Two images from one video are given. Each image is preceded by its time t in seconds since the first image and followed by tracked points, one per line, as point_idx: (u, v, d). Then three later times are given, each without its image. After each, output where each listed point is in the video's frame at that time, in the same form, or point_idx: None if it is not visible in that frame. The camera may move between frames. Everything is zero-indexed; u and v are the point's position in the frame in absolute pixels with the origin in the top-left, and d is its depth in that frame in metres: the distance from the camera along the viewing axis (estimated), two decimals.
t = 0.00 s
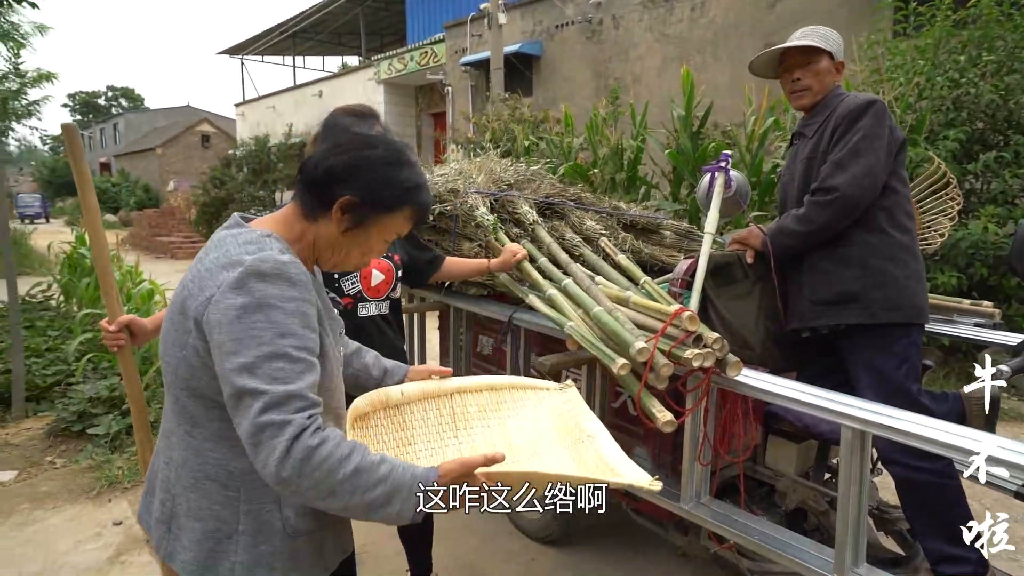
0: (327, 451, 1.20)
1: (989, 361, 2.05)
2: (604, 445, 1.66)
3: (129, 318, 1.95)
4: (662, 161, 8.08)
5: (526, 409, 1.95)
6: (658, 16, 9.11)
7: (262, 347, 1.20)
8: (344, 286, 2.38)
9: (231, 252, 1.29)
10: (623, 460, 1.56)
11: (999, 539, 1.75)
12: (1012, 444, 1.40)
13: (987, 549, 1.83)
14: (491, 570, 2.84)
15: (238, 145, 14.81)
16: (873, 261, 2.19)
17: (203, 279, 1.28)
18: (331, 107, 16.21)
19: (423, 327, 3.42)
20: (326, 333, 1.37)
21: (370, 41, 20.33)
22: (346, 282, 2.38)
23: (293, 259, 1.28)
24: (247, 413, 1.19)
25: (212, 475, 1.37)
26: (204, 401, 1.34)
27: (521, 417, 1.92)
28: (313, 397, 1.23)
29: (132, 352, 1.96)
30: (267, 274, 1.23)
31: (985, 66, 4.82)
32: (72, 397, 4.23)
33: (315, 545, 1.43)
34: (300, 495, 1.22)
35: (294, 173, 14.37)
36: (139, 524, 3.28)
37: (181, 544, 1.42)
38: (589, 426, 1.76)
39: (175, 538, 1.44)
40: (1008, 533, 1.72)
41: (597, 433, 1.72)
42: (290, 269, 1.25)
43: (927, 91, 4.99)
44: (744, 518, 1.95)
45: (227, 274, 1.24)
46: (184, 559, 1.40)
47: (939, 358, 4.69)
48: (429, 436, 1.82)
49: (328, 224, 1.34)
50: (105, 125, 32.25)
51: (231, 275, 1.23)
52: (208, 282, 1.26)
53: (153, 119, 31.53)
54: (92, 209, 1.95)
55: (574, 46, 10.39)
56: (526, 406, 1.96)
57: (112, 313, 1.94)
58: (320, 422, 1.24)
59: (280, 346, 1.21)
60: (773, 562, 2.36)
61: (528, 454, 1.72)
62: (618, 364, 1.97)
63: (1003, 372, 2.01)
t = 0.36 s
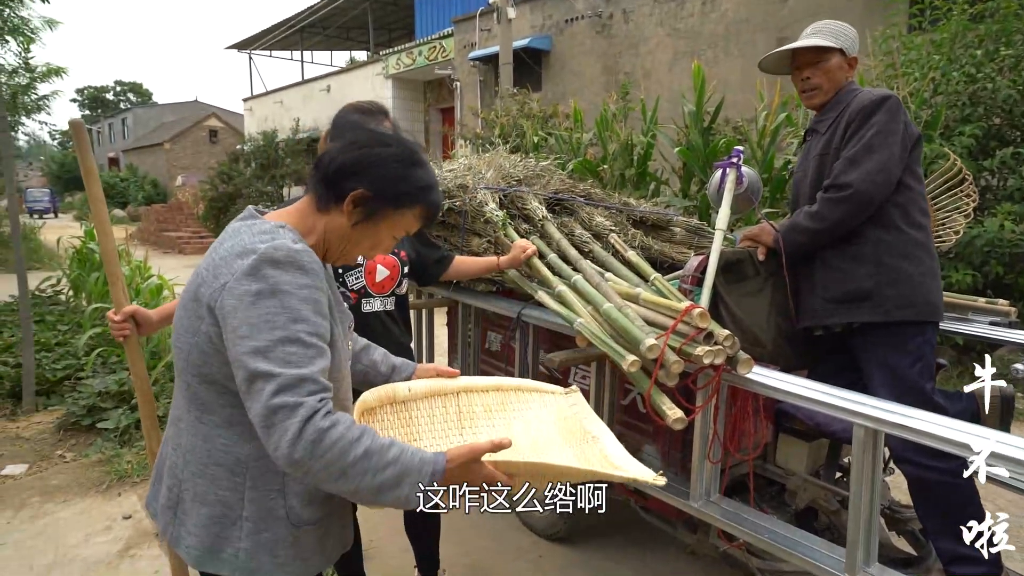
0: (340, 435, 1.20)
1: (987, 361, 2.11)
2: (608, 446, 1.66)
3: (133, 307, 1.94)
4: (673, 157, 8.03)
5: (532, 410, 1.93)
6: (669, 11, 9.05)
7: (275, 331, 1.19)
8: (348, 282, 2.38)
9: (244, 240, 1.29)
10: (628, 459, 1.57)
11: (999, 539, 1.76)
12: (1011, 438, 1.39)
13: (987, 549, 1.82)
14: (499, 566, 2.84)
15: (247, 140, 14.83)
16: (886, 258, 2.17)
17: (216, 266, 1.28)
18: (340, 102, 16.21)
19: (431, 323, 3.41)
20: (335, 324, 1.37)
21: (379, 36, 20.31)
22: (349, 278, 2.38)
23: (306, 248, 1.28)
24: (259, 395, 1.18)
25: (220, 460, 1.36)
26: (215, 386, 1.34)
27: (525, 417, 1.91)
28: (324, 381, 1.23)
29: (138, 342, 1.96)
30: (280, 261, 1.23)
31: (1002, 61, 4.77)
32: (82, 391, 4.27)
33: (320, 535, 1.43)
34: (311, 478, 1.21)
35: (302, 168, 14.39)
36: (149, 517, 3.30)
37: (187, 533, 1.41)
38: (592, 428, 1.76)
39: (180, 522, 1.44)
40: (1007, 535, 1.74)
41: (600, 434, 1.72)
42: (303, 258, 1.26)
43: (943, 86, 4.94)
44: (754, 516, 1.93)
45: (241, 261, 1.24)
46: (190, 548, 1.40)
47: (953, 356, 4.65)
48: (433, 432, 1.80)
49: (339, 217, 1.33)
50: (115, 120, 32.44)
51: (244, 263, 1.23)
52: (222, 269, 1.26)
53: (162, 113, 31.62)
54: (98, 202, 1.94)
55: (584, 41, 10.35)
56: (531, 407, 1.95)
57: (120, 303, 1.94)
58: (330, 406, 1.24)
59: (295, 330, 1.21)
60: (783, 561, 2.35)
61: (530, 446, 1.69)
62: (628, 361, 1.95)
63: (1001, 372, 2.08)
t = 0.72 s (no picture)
0: (339, 431, 1.19)
1: (987, 361, 2.10)
2: (602, 464, 1.70)
3: (139, 305, 1.94)
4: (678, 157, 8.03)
5: (529, 421, 1.95)
6: (675, 11, 9.04)
7: (280, 324, 1.20)
8: (351, 281, 2.38)
9: (255, 234, 1.29)
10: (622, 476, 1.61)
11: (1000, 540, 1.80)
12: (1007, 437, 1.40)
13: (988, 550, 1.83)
14: (504, 566, 2.84)
15: (252, 139, 14.87)
16: (894, 260, 2.16)
17: (227, 259, 1.29)
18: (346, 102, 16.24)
19: (437, 323, 3.41)
20: (342, 321, 1.36)
21: (385, 35, 20.35)
22: (353, 277, 2.38)
23: (314, 244, 1.28)
24: (263, 387, 1.19)
25: (227, 451, 1.36)
26: (222, 377, 1.34)
27: (521, 427, 1.91)
28: (327, 377, 1.23)
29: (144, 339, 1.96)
30: (288, 256, 1.23)
31: (1011, 60, 4.74)
32: (89, 389, 4.29)
33: (322, 529, 1.41)
34: (310, 472, 1.21)
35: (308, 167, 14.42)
36: (155, 515, 3.31)
37: (193, 521, 1.42)
38: (588, 445, 1.82)
39: (188, 513, 1.44)
40: (1007, 534, 1.79)
41: (595, 453, 1.77)
42: (310, 254, 1.26)
43: (951, 86, 4.92)
44: (761, 518, 1.93)
45: (250, 255, 1.25)
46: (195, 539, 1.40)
47: (960, 357, 4.63)
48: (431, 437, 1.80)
49: (342, 212, 1.35)
50: (122, 119, 32.60)
51: (253, 256, 1.24)
52: (231, 262, 1.27)
53: (168, 112, 31.73)
54: (106, 201, 1.94)
55: (590, 41, 10.34)
56: (527, 419, 1.97)
57: (127, 301, 1.95)
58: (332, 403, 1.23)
59: (300, 324, 1.21)
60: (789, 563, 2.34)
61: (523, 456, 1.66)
62: (634, 362, 1.95)
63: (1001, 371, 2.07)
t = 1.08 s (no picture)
0: (335, 420, 1.19)
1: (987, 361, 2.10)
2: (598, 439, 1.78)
3: (142, 304, 1.94)
4: (680, 159, 8.03)
5: (524, 409, 2.01)
6: (677, 13, 9.04)
7: (273, 317, 1.20)
8: (352, 283, 2.37)
9: (243, 233, 1.30)
10: (618, 453, 1.67)
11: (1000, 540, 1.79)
12: (1008, 440, 1.39)
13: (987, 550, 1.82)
14: (504, 567, 2.84)
15: (254, 140, 14.89)
16: (896, 264, 2.16)
17: (216, 259, 1.29)
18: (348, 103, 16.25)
19: (438, 323, 3.41)
20: (333, 314, 1.36)
21: (387, 36, 20.38)
22: (354, 279, 2.37)
23: (302, 239, 1.29)
24: (259, 379, 1.19)
25: (222, 447, 1.37)
26: (217, 374, 1.34)
27: (518, 414, 1.98)
28: (323, 367, 1.23)
29: (147, 338, 1.96)
30: (277, 251, 1.24)
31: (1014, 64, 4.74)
32: (90, 388, 4.29)
33: (319, 525, 1.41)
34: (309, 463, 1.20)
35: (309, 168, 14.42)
36: (155, 515, 3.31)
37: (191, 518, 1.42)
38: (584, 423, 1.88)
39: (186, 510, 1.44)
40: (1007, 534, 1.78)
41: (591, 430, 1.82)
42: (299, 248, 1.26)
43: (953, 89, 4.92)
44: (762, 520, 1.93)
45: (240, 253, 1.25)
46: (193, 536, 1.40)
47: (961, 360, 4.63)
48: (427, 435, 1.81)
49: (330, 205, 1.35)
50: (124, 118, 32.64)
51: (242, 254, 1.24)
52: (222, 261, 1.27)
53: (170, 112, 31.76)
54: (110, 201, 1.95)
55: (592, 42, 10.35)
56: (523, 407, 2.02)
57: (130, 299, 1.95)
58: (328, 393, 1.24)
59: (292, 316, 1.21)
60: (790, 565, 2.34)
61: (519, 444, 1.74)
62: (636, 363, 1.95)
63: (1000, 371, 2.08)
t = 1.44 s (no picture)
0: (309, 417, 1.18)
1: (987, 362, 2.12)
2: (590, 437, 1.80)
3: (135, 306, 1.93)
4: (677, 162, 8.05)
5: (515, 409, 2.03)
6: (674, 16, 9.06)
7: (248, 317, 1.20)
8: (347, 286, 2.36)
9: (223, 233, 1.30)
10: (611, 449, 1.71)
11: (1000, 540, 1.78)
12: (1009, 445, 1.39)
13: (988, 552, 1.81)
14: (499, 570, 2.83)
15: (250, 141, 14.87)
16: (891, 266, 2.16)
17: (196, 259, 1.29)
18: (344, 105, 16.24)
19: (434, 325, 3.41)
20: (315, 312, 1.36)
21: (383, 38, 20.39)
22: (349, 282, 2.36)
23: (280, 237, 1.29)
24: (234, 378, 1.19)
25: (210, 450, 1.36)
26: (201, 376, 1.34)
27: (509, 415, 2.01)
28: (299, 365, 1.22)
29: (141, 339, 1.95)
30: (253, 250, 1.24)
31: (1007, 67, 4.77)
32: (84, 391, 4.28)
33: (310, 526, 1.41)
34: (286, 460, 1.20)
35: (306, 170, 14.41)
36: (149, 518, 3.29)
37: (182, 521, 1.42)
38: (575, 421, 1.92)
39: (177, 514, 1.44)
40: (1007, 535, 1.77)
41: (582, 427, 1.87)
42: (276, 246, 1.26)
43: (948, 93, 4.94)
44: (756, 522, 1.93)
45: (217, 253, 1.26)
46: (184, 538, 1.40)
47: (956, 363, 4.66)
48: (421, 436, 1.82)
49: (303, 198, 1.35)
50: (120, 120, 32.60)
51: (219, 254, 1.24)
52: (200, 261, 1.27)
53: (166, 113, 31.70)
54: (103, 203, 1.93)
55: (589, 45, 10.37)
56: (514, 407, 2.04)
57: (124, 301, 1.95)
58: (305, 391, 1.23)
59: (267, 314, 1.21)
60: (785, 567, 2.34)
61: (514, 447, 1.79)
62: (631, 365, 1.95)
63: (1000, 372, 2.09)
